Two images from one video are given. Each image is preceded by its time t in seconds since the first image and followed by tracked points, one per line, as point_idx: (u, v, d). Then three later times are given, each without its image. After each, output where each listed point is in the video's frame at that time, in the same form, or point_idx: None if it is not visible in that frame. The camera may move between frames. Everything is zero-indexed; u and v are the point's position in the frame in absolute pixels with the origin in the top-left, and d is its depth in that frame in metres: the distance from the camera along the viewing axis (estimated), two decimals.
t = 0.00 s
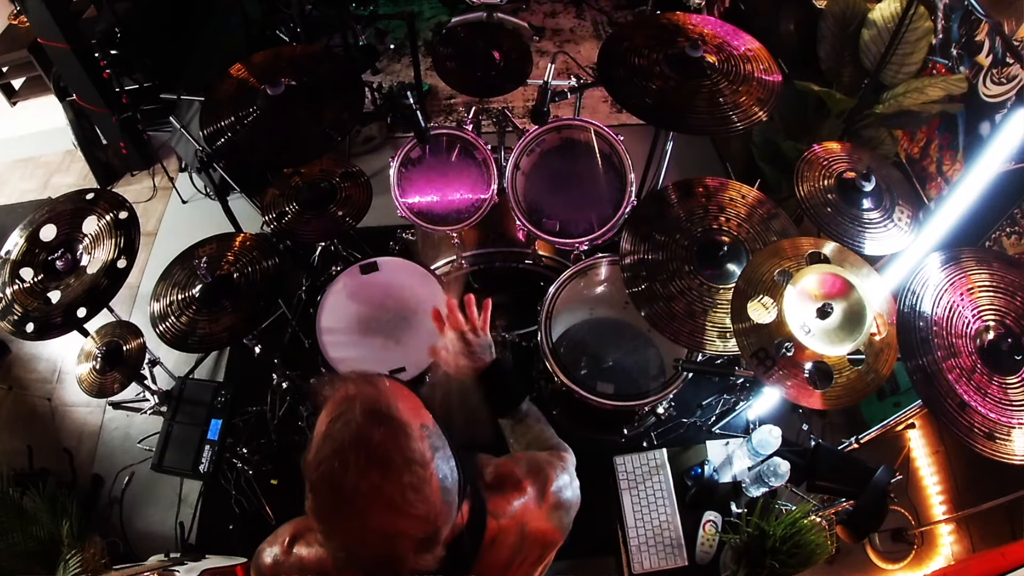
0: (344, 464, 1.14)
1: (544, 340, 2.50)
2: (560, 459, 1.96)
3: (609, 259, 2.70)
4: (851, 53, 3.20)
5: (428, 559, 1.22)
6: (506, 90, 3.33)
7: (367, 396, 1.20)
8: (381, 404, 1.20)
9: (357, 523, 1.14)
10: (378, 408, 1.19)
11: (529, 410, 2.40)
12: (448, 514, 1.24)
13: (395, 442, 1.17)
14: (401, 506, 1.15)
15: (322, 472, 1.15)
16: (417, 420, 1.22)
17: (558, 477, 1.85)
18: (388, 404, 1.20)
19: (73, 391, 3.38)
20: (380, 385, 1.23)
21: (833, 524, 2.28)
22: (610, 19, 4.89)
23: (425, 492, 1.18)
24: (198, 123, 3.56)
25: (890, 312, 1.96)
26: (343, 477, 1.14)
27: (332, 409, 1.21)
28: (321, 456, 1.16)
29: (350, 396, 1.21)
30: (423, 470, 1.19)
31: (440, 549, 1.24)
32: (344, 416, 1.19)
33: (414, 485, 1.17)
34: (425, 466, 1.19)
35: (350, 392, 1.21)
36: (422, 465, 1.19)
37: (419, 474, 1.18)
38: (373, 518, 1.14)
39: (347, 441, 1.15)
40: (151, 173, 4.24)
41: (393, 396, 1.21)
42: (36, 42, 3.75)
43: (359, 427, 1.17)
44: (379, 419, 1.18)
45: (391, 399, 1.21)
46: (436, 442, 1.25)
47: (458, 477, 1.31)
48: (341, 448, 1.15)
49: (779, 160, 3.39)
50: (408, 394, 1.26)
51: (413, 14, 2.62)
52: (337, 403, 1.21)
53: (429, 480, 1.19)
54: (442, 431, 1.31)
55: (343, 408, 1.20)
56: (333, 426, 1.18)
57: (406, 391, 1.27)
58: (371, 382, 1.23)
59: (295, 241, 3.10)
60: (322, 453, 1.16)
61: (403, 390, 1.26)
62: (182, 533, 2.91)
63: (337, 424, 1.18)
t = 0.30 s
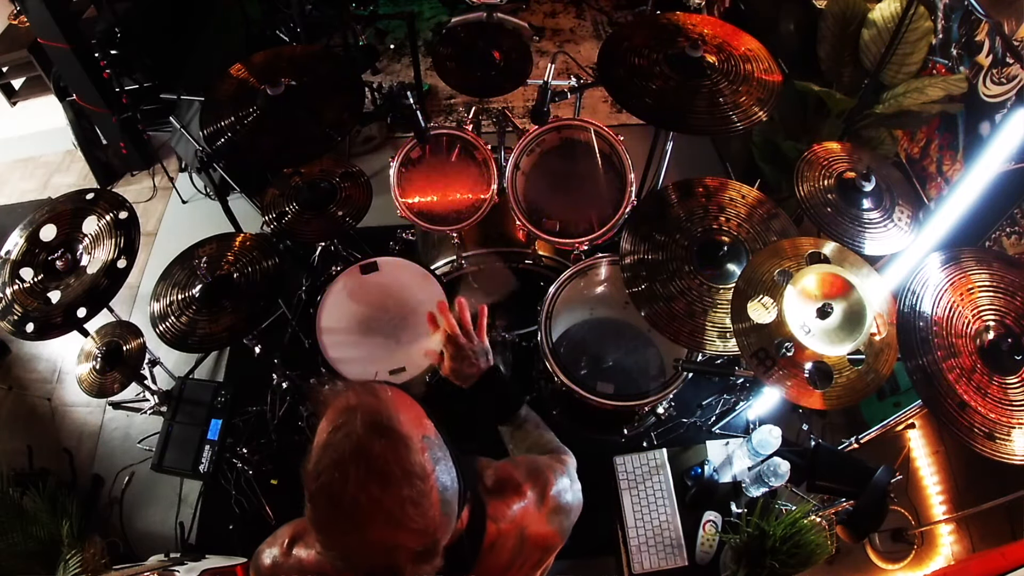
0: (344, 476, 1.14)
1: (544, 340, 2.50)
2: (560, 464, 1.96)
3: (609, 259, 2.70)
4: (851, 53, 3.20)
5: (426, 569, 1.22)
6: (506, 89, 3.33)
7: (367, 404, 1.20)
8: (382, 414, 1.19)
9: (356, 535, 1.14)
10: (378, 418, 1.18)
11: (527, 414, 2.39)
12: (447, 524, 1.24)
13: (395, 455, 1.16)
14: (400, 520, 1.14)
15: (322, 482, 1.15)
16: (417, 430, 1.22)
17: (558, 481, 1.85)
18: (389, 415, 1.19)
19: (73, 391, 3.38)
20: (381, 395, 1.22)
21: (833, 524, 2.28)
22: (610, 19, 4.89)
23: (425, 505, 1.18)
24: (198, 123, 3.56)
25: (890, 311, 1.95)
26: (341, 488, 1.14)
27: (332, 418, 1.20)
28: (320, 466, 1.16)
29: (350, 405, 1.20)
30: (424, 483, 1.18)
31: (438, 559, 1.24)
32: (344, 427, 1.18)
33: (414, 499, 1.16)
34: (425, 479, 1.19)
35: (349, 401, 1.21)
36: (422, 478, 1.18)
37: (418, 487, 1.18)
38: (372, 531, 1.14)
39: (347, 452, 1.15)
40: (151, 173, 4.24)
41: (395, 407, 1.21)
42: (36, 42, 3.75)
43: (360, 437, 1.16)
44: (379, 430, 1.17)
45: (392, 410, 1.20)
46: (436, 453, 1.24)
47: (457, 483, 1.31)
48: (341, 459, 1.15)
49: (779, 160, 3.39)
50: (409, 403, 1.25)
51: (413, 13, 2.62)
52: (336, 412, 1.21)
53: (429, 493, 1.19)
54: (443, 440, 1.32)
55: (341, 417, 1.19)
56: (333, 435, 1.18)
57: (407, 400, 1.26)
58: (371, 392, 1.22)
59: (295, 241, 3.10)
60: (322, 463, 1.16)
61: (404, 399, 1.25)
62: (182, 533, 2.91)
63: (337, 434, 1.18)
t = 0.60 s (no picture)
0: (347, 476, 1.14)
1: (544, 340, 2.50)
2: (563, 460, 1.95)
3: (609, 259, 2.70)
4: (851, 53, 3.20)
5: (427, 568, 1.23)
6: (506, 89, 3.33)
7: (371, 403, 1.19)
8: (385, 413, 1.18)
9: (359, 535, 1.14)
10: (382, 418, 1.17)
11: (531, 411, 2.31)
12: (450, 524, 1.24)
13: (399, 456, 1.15)
14: (402, 521, 1.15)
15: (325, 482, 1.15)
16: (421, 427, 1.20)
17: (558, 477, 1.84)
18: (394, 414, 1.18)
19: (73, 391, 3.39)
20: (385, 393, 1.21)
21: (833, 524, 2.28)
22: (610, 19, 4.89)
23: (428, 506, 1.18)
24: (198, 123, 3.56)
25: (890, 311, 1.95)
26: (345, 488, 1.14)
27: (335, 417, 1.19)
28: (323, 465, 1.16)
29: (353, 404, 1.19)
30: (427, 483, 1.18)
31: (440, 558, 1.25)
32: (348, 426, 1.17)
33: (417, 499, 1.16)
34: (429, 480, 1.18)
35: (353, 400, 1.20)
36: (425, 479, 1.18)
37: (421, 488, 1.17)
38: (375, 531, 1.14)
39: (350, 452, 1.14)
40: (151, 173, 4.24)
41: (399, 406, 1.20)
42: (36, 42, 3.74)
43: (364, 437, 1.15)
44: (383, 429, 1.16)
45: (396, 408, 1.19)
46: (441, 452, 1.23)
47: (460, 482, 1.30)
48: (344, 458, 1.14)
49: (779, 160, 3.39)
50: (414, 402, 1.23)
51: (413, 14, 2.62)
52: (339, 410, 1.20)
53: (432, 494, 1.18)
54: (446, 437, 1.30)
55: (345, 416, 1.19)
56: (336, 434, 1.17)
57: (411, 398, 1.24)
58: (375, 391, 1.21)
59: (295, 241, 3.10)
60: (325, 463, 1.16)
61: (408, 397, 1.23)
62: (182, 533, 2.91)
63: (340, 434, 1.17)
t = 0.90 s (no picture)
0: (347, 481, 1.13)
1: (544, 340, 2.50)
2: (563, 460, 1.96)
3: (609, 259, 2.71)
4: (851, 53, 3.20)
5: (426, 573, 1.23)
6: (506, 89, 3.33)
7: (371, 405, 1.18)
8: (387, 419, 1.17)
9: (358, 540, 1.14)
10: (383, 422, 1.17)
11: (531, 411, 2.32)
12: (449, 528, 1.24)
13: (399, 462, 1.15)
14: (403, 527, 1.15)
15: (326, 486, 1.14)
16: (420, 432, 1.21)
17: (558, 477, 1.84)
18: (394, 419, 1.18)
19: (73, 391, 3.39)
20: (386, 398, 1.21)
21: (833, 524, 2.28)
22: (610, 19, 4.89)
23: (428, 511, 1.18)
24: (198, 123, 3.55)
25: (891, 312, 1.95)
26: (345, 493, 1.13)
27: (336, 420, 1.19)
28: (323, 469, 1.15)
29: (354, 408, 1.19)
30: (427, 489, 1.18)
31: (439, 563, 1.25)
32: (349, 431, 1.16)
33: (417, 505, 1.16)
34: (428, 486, 1.18)
35: (355, 402, 1.19)
36: (425, 485, 1.18)
37: (421, 494, 1.17)
38: (375, 536, 1.14)
39: (350, 457, 1.14)
40: (151, 173, 4.24)
41: (400, 411, 1.20)
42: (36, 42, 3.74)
43: (365, 441, 1.15)
44: (384, 434, 1.16)
45: (397, 414, 1.19)
46: (439, 455, 1.24)
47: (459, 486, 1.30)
48: (345, 463, 1.14)
49: (779, 160, 3.39)
50: (415, 406, 1.23)
51: (413, 14, 2.62)
52: (340, 413, 1.19)
53: (432, 499, 1.19)
54: (445, 441, 1.30)
55: (346, 419, 1.18)
56: (337, 437, 1.17)
57: (411, 403, 1.24)
58: (375, 396, 1.20)
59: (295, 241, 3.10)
60: (325, 468, 1.15)
61: (408, 401, 1.24)
62: (182, 532, 2.90)
63: (341, 438, 1.16)
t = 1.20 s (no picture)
0: (349, 512, 1.14)
1: (545, 340, 2.49)
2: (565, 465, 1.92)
3: (609, 259, 2.69)
4: (851, 53, 3.20)
5: None
6: (506, 89, 3.33)
7: (370, 430, 1.17)
8: (389, 450, 1.16)
9: (356, 568, 1.14)
10: (383, 452, 1.16)
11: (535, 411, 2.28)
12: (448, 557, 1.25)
13: (400, 496, 1.15)
14: (402, 560, 1.14)
15: (325, 512, 1.15)
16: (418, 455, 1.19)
17: (558, 484, 1.80)
18: (394, 449, 1.17)
19: (73, 391, 3.39)
20: (387, 425, 1.19)
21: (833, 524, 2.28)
22: (610, 19, 4.89)
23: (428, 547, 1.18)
24: (198, 123, 3.55)
25: (891, 311, 1.94)
26: (342, 524, 1.14)
27: (332, 447, 1.17)
28: (319, 496, 1.15)
29: (352, 439, 1.17)
30: (428, 520, 1.18)
31: None
32: (347, 462, 1.15)
33: (416, 539, 1.16)
34: (429, 516, 1.19)
35: (353, 428, 1.17)
36: (427, 516, 1.18)
37: (422, 526, 1.17)
38: (374, 567, 1.14)
39: (349, 488, 1.14)
40: (151, 173, 4.24)
41: (401, 442, 1.18)
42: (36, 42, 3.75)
43: (364, 473, 1.14)
44: (385, 467, 1.15)
45: (399, 443, 1.17)
46: (441, 480, 1.22)
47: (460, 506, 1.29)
48: (342, 495, 1.14)
49: (779, 160, 3.39)
50: (417, 429, 1.21)
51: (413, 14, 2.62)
52: (337, 438, 1.17)
53: (432, 532, 1.19)
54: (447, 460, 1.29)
55: (342, 449, 1.16)
56: (332, 466, 1.16)
57: (414, 426, 1.22)
58: (376, 424, 1.18)
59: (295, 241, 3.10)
60: (327, 497, 1.15)
61: (408, 424, 1.21)
62: (182, 532, 2.90)
63: (337, 469, 1.15)
